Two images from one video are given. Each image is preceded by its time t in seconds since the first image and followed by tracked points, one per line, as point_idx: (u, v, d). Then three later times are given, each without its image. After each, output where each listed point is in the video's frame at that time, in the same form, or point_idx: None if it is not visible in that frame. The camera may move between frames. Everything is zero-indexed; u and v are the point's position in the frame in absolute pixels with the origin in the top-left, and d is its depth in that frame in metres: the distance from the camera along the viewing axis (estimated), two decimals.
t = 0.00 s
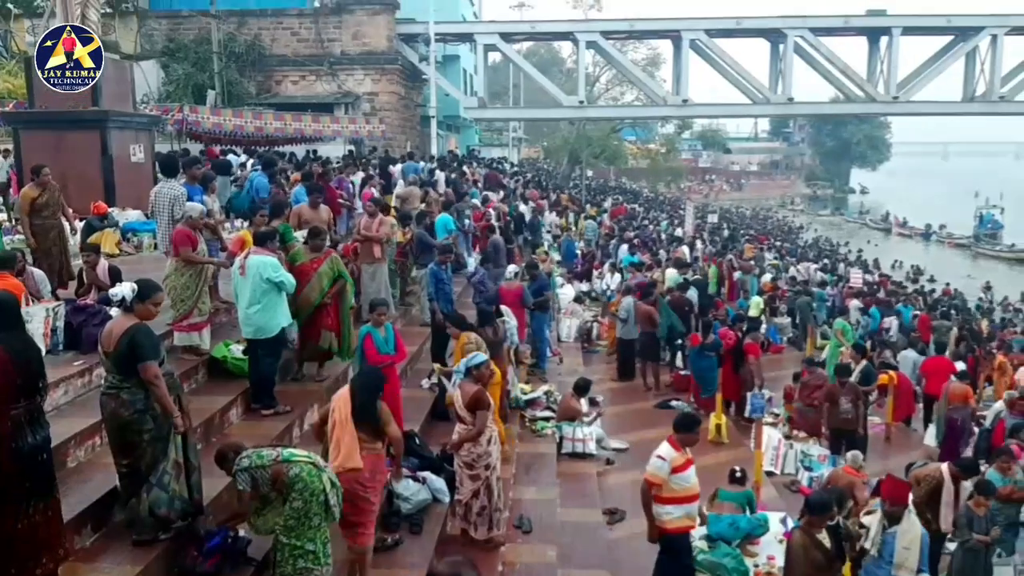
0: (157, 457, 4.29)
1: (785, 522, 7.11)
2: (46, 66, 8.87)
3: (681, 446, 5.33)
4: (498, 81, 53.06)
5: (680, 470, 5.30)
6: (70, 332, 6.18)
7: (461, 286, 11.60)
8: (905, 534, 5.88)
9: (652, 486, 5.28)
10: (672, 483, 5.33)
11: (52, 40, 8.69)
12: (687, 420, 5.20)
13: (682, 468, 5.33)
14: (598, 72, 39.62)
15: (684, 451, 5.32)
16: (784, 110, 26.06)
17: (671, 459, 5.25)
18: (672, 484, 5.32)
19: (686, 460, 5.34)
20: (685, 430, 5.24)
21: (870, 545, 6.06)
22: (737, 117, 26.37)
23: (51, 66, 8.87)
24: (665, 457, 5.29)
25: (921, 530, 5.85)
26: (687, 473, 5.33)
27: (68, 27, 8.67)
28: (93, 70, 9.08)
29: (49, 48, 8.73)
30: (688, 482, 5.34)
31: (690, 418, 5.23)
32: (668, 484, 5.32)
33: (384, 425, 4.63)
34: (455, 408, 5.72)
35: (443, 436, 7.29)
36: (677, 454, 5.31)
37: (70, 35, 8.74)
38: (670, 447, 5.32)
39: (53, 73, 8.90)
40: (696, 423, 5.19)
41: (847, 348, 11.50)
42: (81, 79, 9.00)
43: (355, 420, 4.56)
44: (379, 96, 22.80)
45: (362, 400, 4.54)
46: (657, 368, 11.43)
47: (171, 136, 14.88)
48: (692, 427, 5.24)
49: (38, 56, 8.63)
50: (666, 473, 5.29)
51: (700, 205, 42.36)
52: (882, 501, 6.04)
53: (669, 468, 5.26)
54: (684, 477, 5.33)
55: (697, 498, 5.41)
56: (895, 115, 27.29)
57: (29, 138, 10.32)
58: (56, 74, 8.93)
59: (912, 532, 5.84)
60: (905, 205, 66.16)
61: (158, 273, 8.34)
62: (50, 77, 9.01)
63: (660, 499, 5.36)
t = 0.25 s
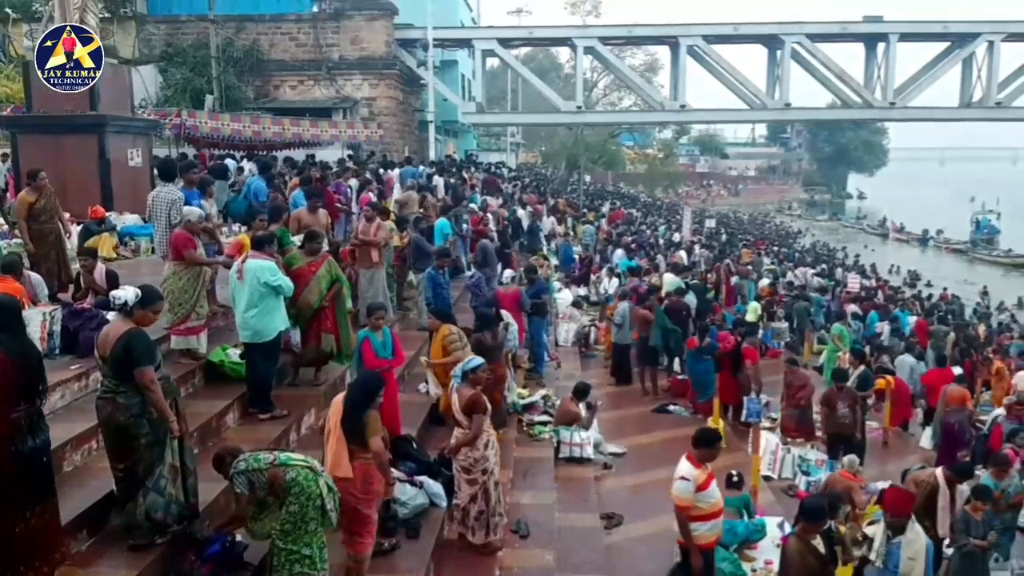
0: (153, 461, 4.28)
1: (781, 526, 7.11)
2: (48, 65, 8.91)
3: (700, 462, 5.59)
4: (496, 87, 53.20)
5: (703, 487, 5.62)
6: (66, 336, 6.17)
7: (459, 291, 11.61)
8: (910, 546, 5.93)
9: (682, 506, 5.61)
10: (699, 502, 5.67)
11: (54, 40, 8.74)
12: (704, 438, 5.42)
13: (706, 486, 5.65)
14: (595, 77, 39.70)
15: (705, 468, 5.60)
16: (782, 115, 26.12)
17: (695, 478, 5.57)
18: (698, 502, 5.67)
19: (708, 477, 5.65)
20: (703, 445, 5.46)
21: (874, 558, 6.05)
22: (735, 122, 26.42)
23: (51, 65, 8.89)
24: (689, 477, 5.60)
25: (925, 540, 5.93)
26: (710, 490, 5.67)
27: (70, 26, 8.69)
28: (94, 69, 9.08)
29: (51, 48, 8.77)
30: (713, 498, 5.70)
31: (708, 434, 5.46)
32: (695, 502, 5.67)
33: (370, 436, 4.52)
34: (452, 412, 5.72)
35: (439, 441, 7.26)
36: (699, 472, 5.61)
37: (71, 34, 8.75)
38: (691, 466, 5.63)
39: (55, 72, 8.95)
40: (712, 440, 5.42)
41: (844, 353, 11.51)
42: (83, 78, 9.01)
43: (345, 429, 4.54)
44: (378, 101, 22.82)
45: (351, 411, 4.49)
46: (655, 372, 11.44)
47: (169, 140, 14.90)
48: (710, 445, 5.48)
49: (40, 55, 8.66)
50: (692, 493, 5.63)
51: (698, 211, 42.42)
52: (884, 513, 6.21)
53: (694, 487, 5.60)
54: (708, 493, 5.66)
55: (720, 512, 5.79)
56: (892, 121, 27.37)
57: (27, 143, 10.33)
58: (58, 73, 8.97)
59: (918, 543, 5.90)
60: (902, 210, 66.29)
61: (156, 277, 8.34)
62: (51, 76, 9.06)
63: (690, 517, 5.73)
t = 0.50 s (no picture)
0: (146, 465, 4.23)
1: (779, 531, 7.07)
2: (47, 65, 8.88)
3: (721, 470, 5.51)
4: (492, 89, 53.15)
5: (728, 496, 5.55)
6: (60, 339, 6.11)
7: (455, 293, 11.56)
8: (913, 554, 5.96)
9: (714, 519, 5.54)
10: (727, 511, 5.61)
11: (54, 40, 8.79)
12: (726, 447, 5.34)
13: (729, 493, 5.57)
14: (592, 80, 39.69)
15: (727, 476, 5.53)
16: (778, 118, 26.10)
17: (720, 487, 5.48)
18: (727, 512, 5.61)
19: (730, 484, 5.57)
20: (724, 454, 5.38)
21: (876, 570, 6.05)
22: (731, 125, 26.40)
23: (50, 65, 8.86)
24: (714, 486, 5.51)
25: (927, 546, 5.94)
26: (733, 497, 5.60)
27: (71, 28, 8.67)
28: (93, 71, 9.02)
29: (52, 47, 8.82)
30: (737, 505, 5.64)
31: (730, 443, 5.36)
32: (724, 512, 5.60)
33: (352, 444, 4.44)
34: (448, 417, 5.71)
35: (435, 445, 7.22)
36: (722, 480, 5.53)
37: (71, 34, 8.69)
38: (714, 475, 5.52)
39: (55, 73, 8.90)
40: (734, 450, 5.34)
41: (841, 356, 11.48)
42: (82, 78, 8.96)
43: (333, 435, 4.50)
44: (374, 103, 22.75)
45: (339, 418, 4.46)
46: (652, 375, 11.38)
47: (164, 142, 14.83)
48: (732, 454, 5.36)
49: (39, 56, 8.66)
50: (718, 502, 5.55)
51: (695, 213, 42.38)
52: (884, 524, 6.32)
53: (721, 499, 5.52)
54: (733, 501, 5.61)
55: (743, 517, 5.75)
56: (888, 124, 27.38)
57: (21, 144, 10.26)
58: (58, 74, 8.92)
59: (921, 551, 5.93)
60: (899, 213, 66.38)
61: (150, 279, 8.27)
62: (50, 77, 9.01)
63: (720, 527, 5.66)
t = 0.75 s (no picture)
0: (152, 466, 4.25)
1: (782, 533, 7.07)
2: (48, 65, 8.89)
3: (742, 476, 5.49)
4: (496, 91, 53.25)
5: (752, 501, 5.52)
6: (65, 340, 6.14)
7: (459, 295, 11.57)
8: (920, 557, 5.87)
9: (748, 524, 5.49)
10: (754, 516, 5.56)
11: (54, 41, 8.76)
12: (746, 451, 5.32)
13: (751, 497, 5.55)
14: (595, 82, 39.72)
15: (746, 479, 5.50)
16: (781, 120, 26.10)
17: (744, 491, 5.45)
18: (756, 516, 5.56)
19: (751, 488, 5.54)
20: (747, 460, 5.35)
21: None
22: (734, 127, 26.39)
23: (51, 65, 8.87)
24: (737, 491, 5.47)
25: (933, 552, 5.87)
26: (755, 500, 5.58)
27: (71, 28, 8.67)
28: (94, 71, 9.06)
29: (53, 48, 8.79)
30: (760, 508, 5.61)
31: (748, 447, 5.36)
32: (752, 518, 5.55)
33: (349, 444, 4.45)
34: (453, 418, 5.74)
35: (440, 446, 7.23)
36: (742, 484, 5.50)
37: (73, 35, 8.74)
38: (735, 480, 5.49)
39: (56, 73, 8.94)
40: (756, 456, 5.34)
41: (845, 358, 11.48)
42: (82, 79, 8.99)
43: (337, 435, 4.53)
44: (377, 105, 22.78)
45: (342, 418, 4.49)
46: (655, 377, 11.39)
47: (168, 144, 14.88)
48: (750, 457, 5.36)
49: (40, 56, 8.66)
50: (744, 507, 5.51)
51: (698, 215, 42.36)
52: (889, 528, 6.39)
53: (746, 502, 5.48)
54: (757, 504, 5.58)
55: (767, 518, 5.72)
56: (892, 126, 27.35)
57: (26, 146, 10.31)
58: (58, 74, 8.96)
59: (926, 556, 5.84)
60: (903, 215, 66.29)
61: (155, 281, 8.30)
62: (51, 77, 9.03)
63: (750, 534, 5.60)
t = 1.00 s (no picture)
0: (169, 474, 4.28)
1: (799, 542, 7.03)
2: (47, 65, 8.74)
3: (800, 484, 5.74)
4: (511, 98, 53.38)
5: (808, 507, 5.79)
6: (85, 349, 6.20)
7: (474, 302, 11.59)
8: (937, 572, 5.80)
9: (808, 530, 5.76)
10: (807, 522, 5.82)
11: (54, 41, 8.57)
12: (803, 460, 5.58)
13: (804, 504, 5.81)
14: (610, 89, 39.73)
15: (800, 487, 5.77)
16: (797, 125, 25.99)
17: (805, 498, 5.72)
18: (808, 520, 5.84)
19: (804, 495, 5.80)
20: (800, 469, 5.65)
21: None
22: (749, 133, 26.31)
23: (51, 66, 8.72)
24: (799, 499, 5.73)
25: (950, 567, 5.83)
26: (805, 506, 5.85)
27: (70, 27, 8.51)
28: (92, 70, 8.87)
29: (52, 48, 8.62)
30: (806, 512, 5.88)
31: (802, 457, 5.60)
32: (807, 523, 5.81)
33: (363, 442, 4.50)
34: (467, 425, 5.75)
35: (455, 454, 7.23)
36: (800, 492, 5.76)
37: (72, 34, 8.60)
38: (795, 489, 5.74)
39: (55, 73, 8.76)
40: (806, 463, 5.60)
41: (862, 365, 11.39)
42: (82, 79, 8.83)
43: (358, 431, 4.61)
44: (392, 114, 22.89)
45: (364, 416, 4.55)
46: (670, 384, 11.34)
47: (186, 154, 15.01)
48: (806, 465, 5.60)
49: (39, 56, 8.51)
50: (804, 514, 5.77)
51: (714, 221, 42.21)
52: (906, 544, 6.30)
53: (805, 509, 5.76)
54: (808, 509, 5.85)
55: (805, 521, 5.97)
56: (909, 131, 27.16)
57: (47, 156, 10.44)
58: (57, 74, 8.78)
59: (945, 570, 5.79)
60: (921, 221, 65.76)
61: (172, 289, 8.37)
62: (49, 77, 8.84)
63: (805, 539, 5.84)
